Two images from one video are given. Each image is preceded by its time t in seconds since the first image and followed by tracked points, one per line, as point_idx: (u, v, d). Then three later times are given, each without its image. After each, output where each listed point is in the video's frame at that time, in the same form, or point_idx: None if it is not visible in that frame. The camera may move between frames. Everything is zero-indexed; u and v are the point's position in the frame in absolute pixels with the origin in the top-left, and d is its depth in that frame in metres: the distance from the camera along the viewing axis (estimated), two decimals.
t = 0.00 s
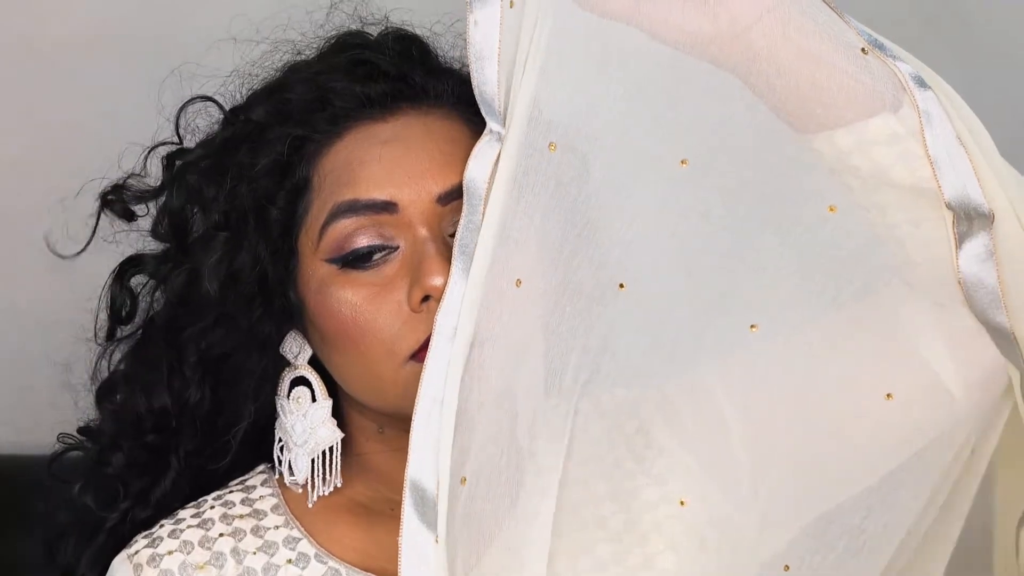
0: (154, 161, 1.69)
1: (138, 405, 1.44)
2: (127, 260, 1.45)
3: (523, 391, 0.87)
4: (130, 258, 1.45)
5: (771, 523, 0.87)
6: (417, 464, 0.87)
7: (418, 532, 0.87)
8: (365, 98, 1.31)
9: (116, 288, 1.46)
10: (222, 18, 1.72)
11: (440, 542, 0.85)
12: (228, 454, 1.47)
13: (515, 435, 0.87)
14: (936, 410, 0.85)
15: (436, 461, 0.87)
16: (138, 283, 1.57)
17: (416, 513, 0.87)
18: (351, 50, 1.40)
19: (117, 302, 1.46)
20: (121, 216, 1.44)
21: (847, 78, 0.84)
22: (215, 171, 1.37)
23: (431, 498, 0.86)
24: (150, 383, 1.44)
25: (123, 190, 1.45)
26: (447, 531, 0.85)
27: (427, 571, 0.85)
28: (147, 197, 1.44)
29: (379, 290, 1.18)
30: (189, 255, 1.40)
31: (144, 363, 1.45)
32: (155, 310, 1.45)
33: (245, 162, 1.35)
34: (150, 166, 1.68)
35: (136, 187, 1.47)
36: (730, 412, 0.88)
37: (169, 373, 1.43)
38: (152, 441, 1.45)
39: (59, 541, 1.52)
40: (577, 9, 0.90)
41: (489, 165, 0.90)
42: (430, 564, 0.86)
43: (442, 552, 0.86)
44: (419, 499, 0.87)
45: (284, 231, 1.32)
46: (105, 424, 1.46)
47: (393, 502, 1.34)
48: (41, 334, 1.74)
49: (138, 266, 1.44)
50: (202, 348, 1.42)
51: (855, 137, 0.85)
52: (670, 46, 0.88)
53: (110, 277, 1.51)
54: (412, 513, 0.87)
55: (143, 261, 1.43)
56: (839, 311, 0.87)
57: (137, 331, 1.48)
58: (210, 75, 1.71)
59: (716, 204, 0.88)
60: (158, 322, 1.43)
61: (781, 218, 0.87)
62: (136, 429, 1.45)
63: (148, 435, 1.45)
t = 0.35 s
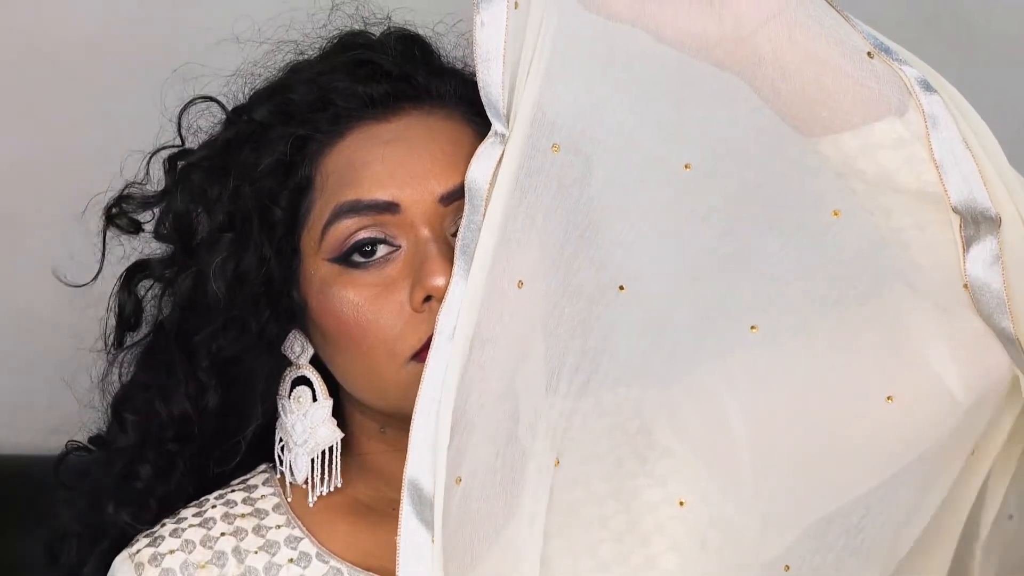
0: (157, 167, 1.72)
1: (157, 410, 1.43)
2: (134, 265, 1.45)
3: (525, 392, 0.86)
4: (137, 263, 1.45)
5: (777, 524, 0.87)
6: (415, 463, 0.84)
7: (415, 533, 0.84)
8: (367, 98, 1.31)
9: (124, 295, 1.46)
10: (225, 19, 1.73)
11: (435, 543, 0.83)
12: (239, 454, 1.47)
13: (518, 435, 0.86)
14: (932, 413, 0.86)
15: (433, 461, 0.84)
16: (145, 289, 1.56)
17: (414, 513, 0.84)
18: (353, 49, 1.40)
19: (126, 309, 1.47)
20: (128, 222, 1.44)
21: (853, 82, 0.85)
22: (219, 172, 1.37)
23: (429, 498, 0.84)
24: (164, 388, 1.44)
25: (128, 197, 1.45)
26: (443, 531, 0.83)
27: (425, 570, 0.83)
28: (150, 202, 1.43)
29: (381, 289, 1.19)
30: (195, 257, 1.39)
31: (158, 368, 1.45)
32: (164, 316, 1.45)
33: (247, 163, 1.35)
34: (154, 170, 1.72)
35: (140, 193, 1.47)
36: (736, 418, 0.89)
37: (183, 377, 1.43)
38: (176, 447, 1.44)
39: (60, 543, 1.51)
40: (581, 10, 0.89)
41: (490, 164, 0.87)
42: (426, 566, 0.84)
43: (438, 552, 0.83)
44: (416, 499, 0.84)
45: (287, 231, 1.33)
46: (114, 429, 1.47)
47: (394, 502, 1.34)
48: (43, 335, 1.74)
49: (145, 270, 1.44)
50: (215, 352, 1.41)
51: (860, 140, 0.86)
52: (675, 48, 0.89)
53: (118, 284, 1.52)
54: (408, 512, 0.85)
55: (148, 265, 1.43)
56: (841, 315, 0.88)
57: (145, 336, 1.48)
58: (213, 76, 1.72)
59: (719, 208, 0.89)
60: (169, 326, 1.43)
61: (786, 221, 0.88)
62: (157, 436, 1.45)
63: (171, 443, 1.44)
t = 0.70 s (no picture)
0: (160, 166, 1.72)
1: (162, 409, 1.44)
2: (137, 265, 1.45)
3: (526, 393, 0.87)
4: (140, 263, 1.45)
5: (779, 524, 0.87)
6: (436, 468, 0.83)
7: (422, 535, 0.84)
8: (370, 98, 1.32)
9: (126, 295, 1.46)
10: (226, 20, 1.72)
11: (471, 547, 0.83)
12: (239, 452, 1.46)
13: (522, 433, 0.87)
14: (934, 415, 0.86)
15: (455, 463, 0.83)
16: (148, 290, 1.56)
17: (436, 520, 0.83)
18: (357, 49, 1.41)
19: (127, 309, 1.46)
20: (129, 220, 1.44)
21: (859, 82, 0.84)
22: (222, 171, 1.38)
23: (453, 504, 0.82)
24: (170, 387, 1.45)
25: (129, 193, 1.44)
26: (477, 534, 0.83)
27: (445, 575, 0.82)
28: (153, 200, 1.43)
29: (383, 289, 1.20)
30: (199, 257, 1.39)
31: (163, 368, 1.46)
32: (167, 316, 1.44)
33: (250, 162, 1.36)
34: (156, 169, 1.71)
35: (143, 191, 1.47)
36: (738, 419, 0.88)
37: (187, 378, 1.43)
38: (177, 448, 1.44)
39: (61, 541, 1.51)
40: (587, 13, 0.91)
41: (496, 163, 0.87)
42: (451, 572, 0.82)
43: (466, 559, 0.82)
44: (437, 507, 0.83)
45: (290, 231, 1.33)
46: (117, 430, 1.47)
47: (395, 502, 1.34)
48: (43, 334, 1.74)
49: (147, 270, 1.43)
50: (222, 354, 1.40)
51: (863, 141, 0.86)
52: (681, 50, 0.89)
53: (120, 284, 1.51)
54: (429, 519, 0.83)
55: (152, 265, 1.43)
56: (843, 317, 0.87)
57: (148, 336, 1.48)
58: (214, 75, 1.72)
59: (720, 208, 0.89)
60: (172, 326, 1.43)
61: (789, 224, 0.87)
62: (159, 435, 1.45)
63: (172, 443, 1.44)
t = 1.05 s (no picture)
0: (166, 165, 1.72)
1: (161, 406, 1.43)
2: (138, 262, 1.45)
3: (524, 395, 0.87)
4: (141, 260, 1.46)
5: (776, 526, 0.88)
6: (421, 458, 0.81)
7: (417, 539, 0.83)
8: (374, 100, 1.33)
9: (127, 292, 1.46)
10: (230, 20, 1.73)
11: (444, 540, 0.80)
12: (241, 452, 1.46)
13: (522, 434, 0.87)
14: (938, 424, 0.85)
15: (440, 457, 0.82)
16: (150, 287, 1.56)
17: (419, 512, 0.80)
18: (362, 49, 1.42)
19: (128, 305, 1.47)
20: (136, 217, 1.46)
21: (861, 86, 0.83)
22: (226, 172, 1.39)
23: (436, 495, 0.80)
24: (169, 386, 1.44)
25: (138, 188, 1.46)
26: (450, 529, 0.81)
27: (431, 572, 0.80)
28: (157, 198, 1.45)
29: (386, 291, 1.21)
30: (201, 256, 1.40)
31: (163, 368, 1.45)
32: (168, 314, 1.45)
33: (255, 163, 1.36)
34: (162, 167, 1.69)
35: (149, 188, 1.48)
36: (739, 420, 0.89)
37: (186, 377, 1.42)
38: (176, 445, 1.44)
39: (64, 540, 1.51)
40: (585, 11, 0.88)
41: (500, 166, 0.84)
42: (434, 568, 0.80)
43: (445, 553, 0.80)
44: (420, 497, 0.81)
45: (294, 232, 1.34)
46: (118, 426, 1.48)
47: (398, 502, 1.35)
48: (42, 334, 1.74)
49: (149, 267, 1.44)
50: (220, 353, 1.40)
51: (867, 144, 0.84)
52: (682, 51, 0.88)
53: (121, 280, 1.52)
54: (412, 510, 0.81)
55: (154, 264, 1.44)
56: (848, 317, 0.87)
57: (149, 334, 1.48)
58: (217, 76, 1.72)
59: (720, 210, 0.89)
60: (172, 325, 1.43)
61: (790, 228, 0.88)
62: (158, 433, 1.44)
63: (172, 441, 1.44)
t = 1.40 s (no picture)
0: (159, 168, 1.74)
1: (173, 413, 1.44)
2: (138, 263, 1.45)
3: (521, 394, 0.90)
4: (141, 262, 1.45)
5: (778, 528, 0.88)
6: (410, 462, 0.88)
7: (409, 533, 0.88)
8: (376, 101, 1.33)
9: (126, 293, 1.45)
10: (230, 22, 1.74)
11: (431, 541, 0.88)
12: (245, 453, 1.46)
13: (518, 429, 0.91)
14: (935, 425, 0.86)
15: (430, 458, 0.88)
16: (150, 292, 1.57)
17: (410, 511, 0.88)
18: (364, 50, 1.42)
19: (125, 307, 1.45)
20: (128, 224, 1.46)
21: (866, 88, 0.84)
22: (229, 174, 1.40)
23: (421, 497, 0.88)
24: (177, 390, 1.44)
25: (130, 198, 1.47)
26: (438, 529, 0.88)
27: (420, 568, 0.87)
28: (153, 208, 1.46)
29: (387, 292, 1.21)
30: (204, 259, 1.40)
31: (169, 372, 1.45)
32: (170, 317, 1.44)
33: (257, 164, 1.38)
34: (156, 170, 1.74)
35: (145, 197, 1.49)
36: (739, 420, 0.89)
37: (195, 381, 1.43)
38: (191, 451, 1.43)
39: (65, 542, 1.48)
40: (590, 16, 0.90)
41: (501, 166, 0.88)
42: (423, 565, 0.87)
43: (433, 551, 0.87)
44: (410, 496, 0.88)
45: (297, 232, 1.35)
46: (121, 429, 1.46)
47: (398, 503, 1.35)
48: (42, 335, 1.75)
49: (149, 270, 1.44)
50: (229, 355, 1.41)
51: (870, 147, 0.85)
52: (685, 54, 0.88)
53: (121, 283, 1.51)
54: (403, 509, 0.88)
55: (155, 266, 1.43)
56: (852, 321, 0.87)
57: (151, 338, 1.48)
58: (219, 79, 1.74)
59: (724, 214, 0.89)
60: (179, 328, 1.43)
61: (795, 231, 0.87)
62: (173, 439, 1.44)
63: (187, 446, 1.43)
